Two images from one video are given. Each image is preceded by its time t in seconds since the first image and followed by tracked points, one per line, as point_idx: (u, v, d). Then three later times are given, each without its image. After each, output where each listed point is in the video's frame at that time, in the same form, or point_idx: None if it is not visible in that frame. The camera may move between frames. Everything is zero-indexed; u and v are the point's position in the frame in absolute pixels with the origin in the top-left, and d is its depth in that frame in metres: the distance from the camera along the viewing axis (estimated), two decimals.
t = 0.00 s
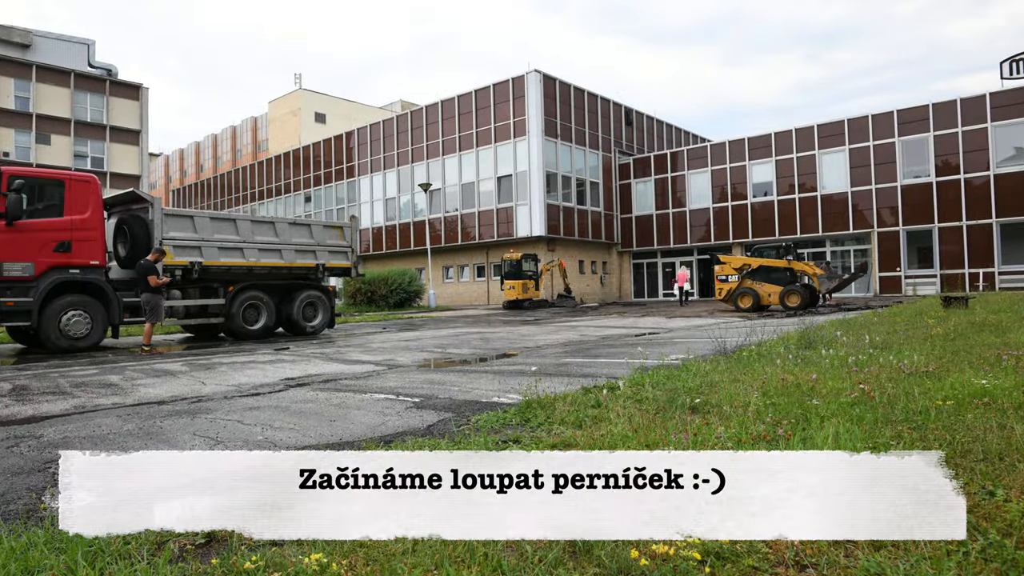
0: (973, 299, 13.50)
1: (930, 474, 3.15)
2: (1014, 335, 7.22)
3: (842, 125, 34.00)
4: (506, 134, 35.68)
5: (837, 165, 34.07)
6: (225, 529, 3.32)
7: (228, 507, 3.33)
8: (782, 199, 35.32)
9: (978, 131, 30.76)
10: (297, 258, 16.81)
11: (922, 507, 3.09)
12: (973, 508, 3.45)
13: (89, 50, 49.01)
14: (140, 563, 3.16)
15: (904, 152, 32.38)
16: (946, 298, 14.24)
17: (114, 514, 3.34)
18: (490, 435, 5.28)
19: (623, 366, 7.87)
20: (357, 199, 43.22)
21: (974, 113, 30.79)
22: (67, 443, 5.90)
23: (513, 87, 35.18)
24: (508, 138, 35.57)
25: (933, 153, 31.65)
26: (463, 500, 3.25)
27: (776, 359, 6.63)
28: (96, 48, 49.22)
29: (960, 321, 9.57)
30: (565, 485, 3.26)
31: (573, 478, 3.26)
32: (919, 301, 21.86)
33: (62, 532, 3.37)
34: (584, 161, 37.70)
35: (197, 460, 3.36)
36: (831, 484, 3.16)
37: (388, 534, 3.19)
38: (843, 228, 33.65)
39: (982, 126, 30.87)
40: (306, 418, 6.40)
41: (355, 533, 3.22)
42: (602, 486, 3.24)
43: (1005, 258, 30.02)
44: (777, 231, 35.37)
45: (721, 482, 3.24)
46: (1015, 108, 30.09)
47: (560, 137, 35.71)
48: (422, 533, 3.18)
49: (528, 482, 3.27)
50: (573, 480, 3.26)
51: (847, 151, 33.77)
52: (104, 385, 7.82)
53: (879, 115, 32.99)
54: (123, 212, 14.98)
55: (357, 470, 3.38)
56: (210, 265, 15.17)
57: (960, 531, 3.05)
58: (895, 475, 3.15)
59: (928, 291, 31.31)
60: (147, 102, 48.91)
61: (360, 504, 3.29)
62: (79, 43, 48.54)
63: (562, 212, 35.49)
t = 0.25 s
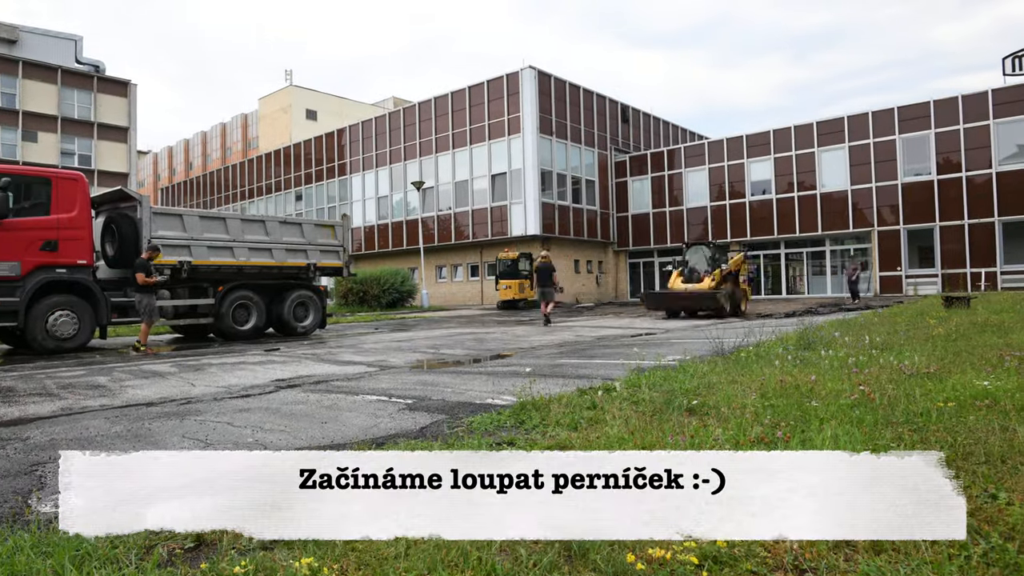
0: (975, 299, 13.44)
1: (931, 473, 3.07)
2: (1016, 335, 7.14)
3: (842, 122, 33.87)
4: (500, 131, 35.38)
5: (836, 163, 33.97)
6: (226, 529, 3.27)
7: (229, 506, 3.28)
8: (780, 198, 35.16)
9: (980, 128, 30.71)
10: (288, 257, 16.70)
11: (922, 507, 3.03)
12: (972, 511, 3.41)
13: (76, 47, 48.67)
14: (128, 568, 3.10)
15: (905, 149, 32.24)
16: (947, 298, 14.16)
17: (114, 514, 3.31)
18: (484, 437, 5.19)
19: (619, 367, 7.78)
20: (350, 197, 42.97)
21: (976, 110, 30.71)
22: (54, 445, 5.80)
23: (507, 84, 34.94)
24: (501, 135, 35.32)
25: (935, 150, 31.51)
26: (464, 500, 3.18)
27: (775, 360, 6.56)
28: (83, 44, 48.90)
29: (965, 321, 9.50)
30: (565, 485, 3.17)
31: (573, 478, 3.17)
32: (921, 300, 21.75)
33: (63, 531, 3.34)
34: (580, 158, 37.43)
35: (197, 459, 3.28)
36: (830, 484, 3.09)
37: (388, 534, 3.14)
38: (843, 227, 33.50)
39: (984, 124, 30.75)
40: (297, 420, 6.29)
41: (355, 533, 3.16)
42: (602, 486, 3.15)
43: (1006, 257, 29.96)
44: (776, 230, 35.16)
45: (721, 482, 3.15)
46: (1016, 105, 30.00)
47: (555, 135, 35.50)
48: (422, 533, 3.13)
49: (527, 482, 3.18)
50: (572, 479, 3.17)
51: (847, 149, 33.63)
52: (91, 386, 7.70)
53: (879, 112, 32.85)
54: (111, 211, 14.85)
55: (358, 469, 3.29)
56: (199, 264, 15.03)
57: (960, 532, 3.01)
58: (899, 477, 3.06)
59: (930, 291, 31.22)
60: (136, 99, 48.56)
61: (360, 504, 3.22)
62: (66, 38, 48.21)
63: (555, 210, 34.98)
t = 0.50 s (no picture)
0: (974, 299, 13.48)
1: (930, 474, 3.18)
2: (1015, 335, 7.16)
3: (841, 120, 33.85)
4: (495, 127, 35.29)
5: (836, 161, 33.88)
6: (227, 529, 3.33)
7: (229, 507, 3.34)
8: (779, 196, 35.13)
9: (982, 126, 30.75)
10: (278, 256, 16.60)
11: (921, 507, 3.09)
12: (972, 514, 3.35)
13: (63, 42, 48.40)
14: (115, 571, 3.06)
15: (906, 147, 32.21)
16: (947, 298, 14.12)
17: (111, 515, 3.37)
18: (477, 439, 5.10)
19: (615, 368, 7.71)
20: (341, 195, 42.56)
21: (978, 108, 30.78)
22: (41, 447, 5.69)
23: (502, 80, 34.81)
24: (496, 133, 35.19)
25: (936, 148, 31.48)
26: (463, 500, 3.26)
27: (773, 360, 6.53)
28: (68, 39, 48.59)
29: (965, 322, 9.54)
30: (565, 486, 3.26)
31: (572, 478, 3.27)
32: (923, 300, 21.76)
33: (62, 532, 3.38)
34: (576, 157, 37.23)
35: (198, 460, 3.38)
36: (831, 484, 3.17)
37: (388, 535, 3.19)
38: (842, 225, 33.51)
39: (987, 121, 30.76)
40: (288, 422, 6.20)
41: (354, 534, 3.21)
42: (602, 486, 3.25)
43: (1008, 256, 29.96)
44: (775, 229, 35.07)
45: (721, 482, 3.25)
46: (1017, 102, 30.02)
47: (551, 132, 35.33)
48: (422, 533, 3.18)
49: (527, 482, 3.28)
50: (573, 479, 3.27)
51: (847, 146, 33.62)
52: (78, 387, 7.58)
53: (879, 109, 32.85)
54: (98, 209, 14.72)
55: (358, 470, 3.41)
56: (187, 264, 14.92)
57: (959, 532, 3.04)
58: (895, 475, 3.17)
59: (931, 291, 31.20)
60: (123, 95, 48.25)
61: (360, 504, 3.30)
62: (52, 34, 47.90)
63: (551, 208, 35.05)
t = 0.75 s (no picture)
0: (976, 300, 13.32)
1: (930, 473, 3.16)
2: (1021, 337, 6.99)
3: (840, 117, 32.87)
4: (488, 124, 35.12)
5: (836, 158, 32.91)
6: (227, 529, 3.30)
7: (230, 507, 3.32)
8: (777, 195, 34.21)
9: (984, 122, 29.71)
10: (269, 256, 16.47)
11: (922, 507, 3.06)
12: (970, 517, 3.29)
13: (50, 38, 48.23)
14: None
15: (906, 144, 31.26)
16: (951, 298, 13.83)
17: (114, 514, 3.36)
18: (471, 441, 5.02)
19: (610, 369, 7.64)
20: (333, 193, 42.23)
21: (979, 104, 29.77)
22: (27, 449, 5.58)
23: (496, 76, 34.72)
24: (489, 130, 35.06)
25: (938, 145, 30.49)
26: (463, 500, 3.22)
27: (772, 361, 6.45)
28: (56, 35, 48.43)
29: (969, 321, 9.50)
30: (565, 486, 3.24)
31: (573, 478, 3.25)
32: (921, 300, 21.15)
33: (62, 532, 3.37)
34: (570, 154, 37.07)
35: (199, 461, 3.40)
36: (830, 484, 3.15)
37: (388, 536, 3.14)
38: (842, 224, 32.47)
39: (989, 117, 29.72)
40: (278, 424, 6.11)
41: (354, 535, 3.17)
42: (602, 486, 3.23)
43: (1011, 255, 28.88)
44: (774, 228, 34.10)
45: (721, 482, 3.23)
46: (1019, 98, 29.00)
47: (544, 129, 35.27)
48: (422, 533, 3.14)
49: (527, 482, 3.26)
50: (573, 479, 3.25)
51: (847, 143, 32.57)
52: (65, 389, 7.48)
53: (879, 107, 31.92)
54: (85, 208, 14.53)
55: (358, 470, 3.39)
56: (176, 264, 14.74)
57: (960, 532, 3.00)
58: (895, 475, 3.15)
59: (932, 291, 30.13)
60: (111, 92, 47.99)
61: (360, 504, 3.27)
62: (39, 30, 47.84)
63: (545, 208, 35.18)
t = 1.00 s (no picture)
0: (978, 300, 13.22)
1: (930, 473, 3.01)
2: None
3: (841, 113, 32.25)
4: (482, 121, 34.70)
5: (836, 156, 32.24)
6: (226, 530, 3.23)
7: (230, 507, 3.23)
8: (776, 192, 33.52)
9: (987, 120, 29.20)
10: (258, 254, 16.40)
11: (922, 508, 2.99)
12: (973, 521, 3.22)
13: (36, 34, 47.86)
14: None
15: (907, 142, 30.69)
16: (953, 297, 13.84)
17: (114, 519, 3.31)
18: (464, 445, 4.94)
19: (606, 370, 7.56)
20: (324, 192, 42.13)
21: (982, 101, 29.25)
22: (14, 452, 5.48)
23: (490, 73, 34.28)
24: (484, 126, 34.65)
25: (939, 141, 29.96)
26: (463, 500, 3.11)
27: (769, 363, 6.39)
28: (42, 30, 48.06)
29: (972, 322, 9.40)
30: (565, 485, 3.10)
31: (573, 478, 3.10)
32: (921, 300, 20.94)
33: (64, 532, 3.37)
34: (566, 152, 36.68)
35: (197, 459, 3.24)
36: (831, 484, 3.03)
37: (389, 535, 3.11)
38: (842, 223, 31.90)
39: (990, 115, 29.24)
40: (268, 426, 6.01)
41: (355, 534, 3.13)
42: (603, 486, 3.08)
43: (1013, 255, 28.48)
44: (773, 227, 33.49)
45: (721, 482, 3.08)
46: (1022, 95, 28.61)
47: (539, 126, 34.72)
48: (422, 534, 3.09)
49: (527, 482, 3.11)
50: (573, 479, 3.10)
51: (847, 141, 31.98)
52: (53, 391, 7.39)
53: (880, 104, 31.35)
54: (72, 205, 14.38)
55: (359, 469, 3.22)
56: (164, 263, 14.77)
57: (960, 532, 2.98)
58: (895, 475, 3.01)
59: (933, 291, 29.60)
60: (98, 88, 47.60)
61: (360, 504, 3.17)
62: (25, 25, 47.46)
63: (540, 205, 34.40)
